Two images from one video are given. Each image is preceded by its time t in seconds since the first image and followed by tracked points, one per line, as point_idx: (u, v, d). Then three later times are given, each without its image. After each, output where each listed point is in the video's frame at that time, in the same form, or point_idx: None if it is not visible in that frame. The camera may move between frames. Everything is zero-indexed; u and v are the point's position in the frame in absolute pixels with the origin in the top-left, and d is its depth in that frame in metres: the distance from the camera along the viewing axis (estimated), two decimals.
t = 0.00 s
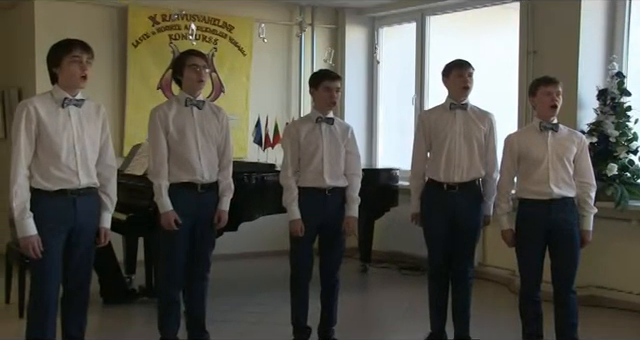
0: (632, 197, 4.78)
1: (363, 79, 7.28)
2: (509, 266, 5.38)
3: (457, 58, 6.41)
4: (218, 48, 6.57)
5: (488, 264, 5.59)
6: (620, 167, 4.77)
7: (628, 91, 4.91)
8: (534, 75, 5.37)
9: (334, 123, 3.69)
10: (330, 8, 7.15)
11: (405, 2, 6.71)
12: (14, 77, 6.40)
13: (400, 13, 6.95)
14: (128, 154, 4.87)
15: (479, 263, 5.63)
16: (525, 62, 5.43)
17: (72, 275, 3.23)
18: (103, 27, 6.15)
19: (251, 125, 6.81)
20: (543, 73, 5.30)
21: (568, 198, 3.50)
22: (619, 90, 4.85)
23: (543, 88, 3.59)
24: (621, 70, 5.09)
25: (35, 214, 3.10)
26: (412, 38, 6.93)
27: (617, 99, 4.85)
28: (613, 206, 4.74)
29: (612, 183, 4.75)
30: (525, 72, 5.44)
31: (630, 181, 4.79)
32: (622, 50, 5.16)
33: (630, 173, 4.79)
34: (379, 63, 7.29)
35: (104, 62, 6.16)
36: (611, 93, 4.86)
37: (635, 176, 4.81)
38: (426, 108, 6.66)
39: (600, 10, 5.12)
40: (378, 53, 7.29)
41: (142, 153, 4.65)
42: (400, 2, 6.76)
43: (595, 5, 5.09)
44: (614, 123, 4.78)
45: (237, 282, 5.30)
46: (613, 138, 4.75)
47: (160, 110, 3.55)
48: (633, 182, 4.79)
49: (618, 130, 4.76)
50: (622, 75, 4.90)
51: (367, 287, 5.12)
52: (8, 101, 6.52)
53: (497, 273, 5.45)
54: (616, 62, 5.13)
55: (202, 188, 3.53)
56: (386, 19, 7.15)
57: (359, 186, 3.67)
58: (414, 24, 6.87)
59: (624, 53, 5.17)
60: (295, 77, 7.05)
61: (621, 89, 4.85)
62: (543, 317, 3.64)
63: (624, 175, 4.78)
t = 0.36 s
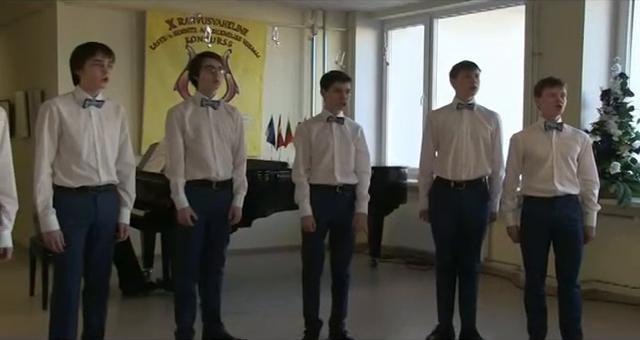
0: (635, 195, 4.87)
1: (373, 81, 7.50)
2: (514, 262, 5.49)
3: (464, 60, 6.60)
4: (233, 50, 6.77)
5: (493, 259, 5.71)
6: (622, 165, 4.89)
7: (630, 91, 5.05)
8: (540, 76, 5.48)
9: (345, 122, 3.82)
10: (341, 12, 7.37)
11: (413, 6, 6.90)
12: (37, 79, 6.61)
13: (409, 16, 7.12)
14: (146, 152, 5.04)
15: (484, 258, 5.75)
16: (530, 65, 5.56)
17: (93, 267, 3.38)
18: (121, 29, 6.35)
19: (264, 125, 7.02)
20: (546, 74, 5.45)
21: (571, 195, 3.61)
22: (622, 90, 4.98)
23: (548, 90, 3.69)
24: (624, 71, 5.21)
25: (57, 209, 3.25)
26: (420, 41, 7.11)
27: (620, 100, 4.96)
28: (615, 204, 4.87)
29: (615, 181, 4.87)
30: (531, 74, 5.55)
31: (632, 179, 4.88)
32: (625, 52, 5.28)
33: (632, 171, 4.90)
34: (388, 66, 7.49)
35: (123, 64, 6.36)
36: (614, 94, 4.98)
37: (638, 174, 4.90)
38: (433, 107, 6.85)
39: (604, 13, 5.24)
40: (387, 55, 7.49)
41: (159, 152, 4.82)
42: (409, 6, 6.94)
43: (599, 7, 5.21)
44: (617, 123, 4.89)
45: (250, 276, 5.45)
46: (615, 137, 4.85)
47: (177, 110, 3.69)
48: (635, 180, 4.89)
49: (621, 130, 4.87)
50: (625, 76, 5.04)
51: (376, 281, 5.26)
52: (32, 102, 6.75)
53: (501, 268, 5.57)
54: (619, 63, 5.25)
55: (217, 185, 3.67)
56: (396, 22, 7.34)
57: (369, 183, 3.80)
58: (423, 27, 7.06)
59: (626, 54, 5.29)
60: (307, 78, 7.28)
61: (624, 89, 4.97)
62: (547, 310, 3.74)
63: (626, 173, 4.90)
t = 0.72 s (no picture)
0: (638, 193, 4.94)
1: (383, 82, 7.70)
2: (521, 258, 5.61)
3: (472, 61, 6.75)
4: (248, 53, 6.97)
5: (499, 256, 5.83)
6: (626, 164, 4.96)
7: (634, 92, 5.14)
8: (546, 78, 5.61)
9: (356, 122, 3.95)
10: (352, 15, 7.57)
11: (423, 10, 7.06)
12: (60, 81, 6.83)
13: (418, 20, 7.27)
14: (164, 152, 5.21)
15: (491, 255, 5.85)
16: (535, 66, 5.71)
17: (114, 262, 3.52)
18: (141, 32, 6.55)
19: (278, 125, 7.21)
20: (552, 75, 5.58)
21: (577, 194, 3.72)
22: (625, 92, 5.07)
23: (554, 91, 3.79)
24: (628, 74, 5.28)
25: (80, 207, 3.40)
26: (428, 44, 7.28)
27: (624, 100, 5.04)
28: (619, 201, 4.97)
29: (620, 180, 4.95)
30: (538, 76, 5.70)
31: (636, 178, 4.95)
32: (628, 54, 5.36)
33: (636, 170, 4.97)
34: (398, 68, 7.67)
35: (143, 66, 6.58)
36: (618, 95, 5.06)
37: None
38: (441, 108, 7.02)
39: (607, 16, 5.32)
40: (397, 58, 7.67)
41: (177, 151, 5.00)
42: (419, 9, 7.09)
43: (604, 9, 5.30)
44: (621, 123, 4.98)
45: (264, 271, 5.60)
46: (619, 137, 4.94)
47: (194, 111, 3.82)
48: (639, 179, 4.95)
49: (625, 130, 4.96)
50: (629, 78, 5.13)
51: (386, 276, 5.40)
52: (55, 104, 6.98)
53: (508, 264, 5.67)
54: (623, 66, 5.33)
55: (233, 184, 3.81)
56: (405, 26, 7.50)
57: (379, 181, 3.93)
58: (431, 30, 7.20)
59: (630, 57, 5.38)
60: (320, 79, 7.49)
61: (628, 90, 5.06)
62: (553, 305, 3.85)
63: (630, 172, 4.96)
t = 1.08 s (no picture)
0: None
1: (393, 84, 7.87)
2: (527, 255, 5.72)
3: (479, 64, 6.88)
4: (262, 56, 7.18)
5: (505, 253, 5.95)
6: (630, 164, 5.10)
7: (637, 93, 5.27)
8: (550, 79, 5.72)
9: (366, 123, 4.09)
10: (363, 20, 7.78)
11: (432, 14, 7.21)
12: (81, 84, 7.06)
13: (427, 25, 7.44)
14: (182, 152, 5.39)
15: (498, 252, 5.97)
16: (542, 70, 5.80)
17: (134, 257, 3.67)
18: (161, 37, 6.75)
19: (292, 126, 7.44)
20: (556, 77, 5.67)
21: (581, 193, 3.84)
22: (629, 94, 5.19)
23: (558, 93, 3.92)
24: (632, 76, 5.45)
25: (101, 205, 3.54)
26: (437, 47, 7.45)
27: (627, 102, 5.17)
28: (622, 200, 5.10)
29: (623, 179, 5.09)
30: (542, 78, 5.80)
31: None
32: (632, 56, 5.51)
33: None
34: (407, 71, 7.85)
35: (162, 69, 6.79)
36: (621, 97, 5.20)
37: None
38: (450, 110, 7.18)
39: (612, 20, 5.45)
40: (406, 62, 7.85)
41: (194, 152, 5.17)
42: (428, 14, 7.25)
43: (608, 13, 5.42)
44: (624, 124, 5.08)
45: (277, 268, 5.75)
46: (622, 137, 5.06)
47: (210, 113, 3.96)
48: None
49: (628, 131, 5.08)
50: (632, 80, 5.26)
51: (396, 272, 5.53)
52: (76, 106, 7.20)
53: (515, 261, 5.79)
54: (626, 68, 5.46)
55: (248, 183, 3.94)
56: (414, 30, 7.68)
57: (389, 181, 4.07)
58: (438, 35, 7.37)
59: (633, 59, 5.52)
60: (332, 82, 7.70)
61: (631, 93, 5.19)
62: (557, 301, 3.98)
63: (633, 172, 5.10)
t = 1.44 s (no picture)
0: None
1: (402, 86, 8.02)
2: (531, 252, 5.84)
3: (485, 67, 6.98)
4: (275, 60, 7.36)
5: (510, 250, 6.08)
6: (631, 163, 5.20)
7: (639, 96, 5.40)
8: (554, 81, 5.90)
9: (376, 124, 4.23)
10: (373, 24, 7.93)
11: (439, 18, 7.35)
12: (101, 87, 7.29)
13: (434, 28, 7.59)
14: (198, 151, 5.55)
15: (503, 249, 6.10)
16: (545, 72, 5.98)
17: (152, 254, 3.78)
18: (180, 41, 6.98)
19: (304, 126, 7.61)
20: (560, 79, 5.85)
21: (584, 191, 3.96)
22: (630, 95, 5.33)
23: (562, 94, 4.04)
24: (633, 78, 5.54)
25: (119, 202, 3.67)
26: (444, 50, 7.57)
27: (629, 104, 5.30)
28: (623, 199, 5.21)
29: (624, 178, 5.17)
30: (546, 82, 5.99)
31: None
32: (634, 58, 5.60)
33: None
34: (416, 73, 7.97)
35: (179, 73, 7.00)
36: (623, 98, 5.34)
37: None
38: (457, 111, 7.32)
39: (614, 24, 5.59)
40: (415, 64, 7.97)
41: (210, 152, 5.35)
42: (435, 17, 7.39)
43: (611, 16, 5.57)
44: (626, 125, 5.20)
45: (288, 264, 5.90)
46: (624, 138, 5.17)
47: (226, 114, 4.11)
48: None
49: (630, 131, 5.18)
50: (634, 82, 5.41)
51: (404, 268, 5.68)
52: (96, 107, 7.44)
53: (520, 258, 5.91)
54: (628, 71, 5.58)
55: (261, 181, 4.09)
56: (422, 34, 7.84)
57: (397, 180, 4.21)
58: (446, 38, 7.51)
59: (634, 63, 5.61)
60: (342, 84, 7.87)
61: (632, 94, 5.33)
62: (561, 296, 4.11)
63: (635, 171, 5.19)
